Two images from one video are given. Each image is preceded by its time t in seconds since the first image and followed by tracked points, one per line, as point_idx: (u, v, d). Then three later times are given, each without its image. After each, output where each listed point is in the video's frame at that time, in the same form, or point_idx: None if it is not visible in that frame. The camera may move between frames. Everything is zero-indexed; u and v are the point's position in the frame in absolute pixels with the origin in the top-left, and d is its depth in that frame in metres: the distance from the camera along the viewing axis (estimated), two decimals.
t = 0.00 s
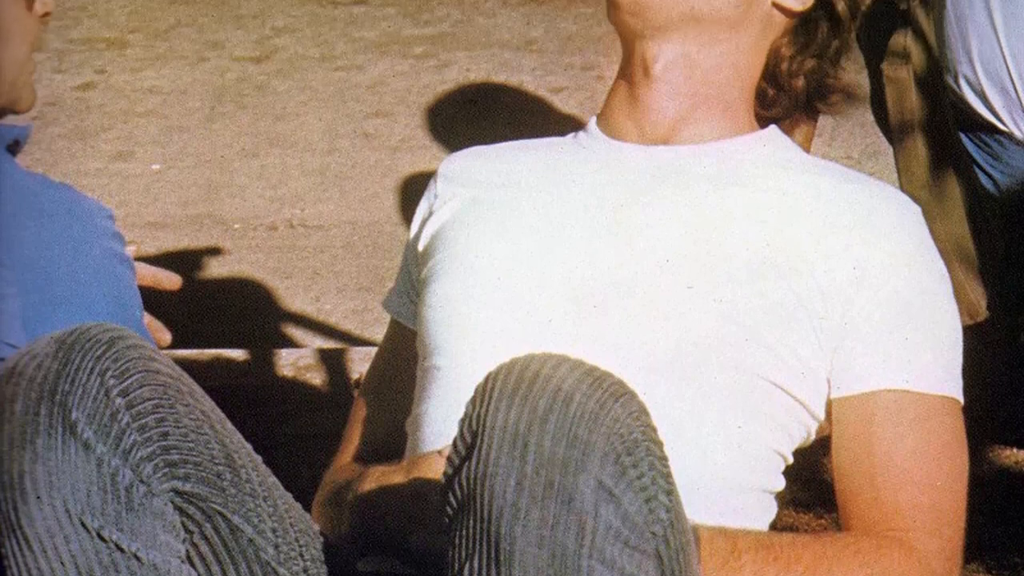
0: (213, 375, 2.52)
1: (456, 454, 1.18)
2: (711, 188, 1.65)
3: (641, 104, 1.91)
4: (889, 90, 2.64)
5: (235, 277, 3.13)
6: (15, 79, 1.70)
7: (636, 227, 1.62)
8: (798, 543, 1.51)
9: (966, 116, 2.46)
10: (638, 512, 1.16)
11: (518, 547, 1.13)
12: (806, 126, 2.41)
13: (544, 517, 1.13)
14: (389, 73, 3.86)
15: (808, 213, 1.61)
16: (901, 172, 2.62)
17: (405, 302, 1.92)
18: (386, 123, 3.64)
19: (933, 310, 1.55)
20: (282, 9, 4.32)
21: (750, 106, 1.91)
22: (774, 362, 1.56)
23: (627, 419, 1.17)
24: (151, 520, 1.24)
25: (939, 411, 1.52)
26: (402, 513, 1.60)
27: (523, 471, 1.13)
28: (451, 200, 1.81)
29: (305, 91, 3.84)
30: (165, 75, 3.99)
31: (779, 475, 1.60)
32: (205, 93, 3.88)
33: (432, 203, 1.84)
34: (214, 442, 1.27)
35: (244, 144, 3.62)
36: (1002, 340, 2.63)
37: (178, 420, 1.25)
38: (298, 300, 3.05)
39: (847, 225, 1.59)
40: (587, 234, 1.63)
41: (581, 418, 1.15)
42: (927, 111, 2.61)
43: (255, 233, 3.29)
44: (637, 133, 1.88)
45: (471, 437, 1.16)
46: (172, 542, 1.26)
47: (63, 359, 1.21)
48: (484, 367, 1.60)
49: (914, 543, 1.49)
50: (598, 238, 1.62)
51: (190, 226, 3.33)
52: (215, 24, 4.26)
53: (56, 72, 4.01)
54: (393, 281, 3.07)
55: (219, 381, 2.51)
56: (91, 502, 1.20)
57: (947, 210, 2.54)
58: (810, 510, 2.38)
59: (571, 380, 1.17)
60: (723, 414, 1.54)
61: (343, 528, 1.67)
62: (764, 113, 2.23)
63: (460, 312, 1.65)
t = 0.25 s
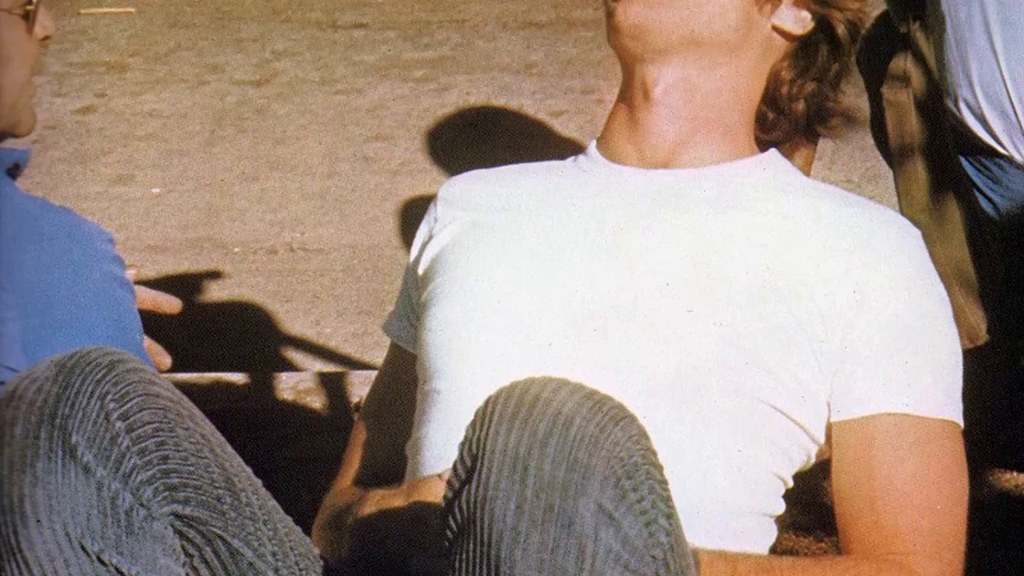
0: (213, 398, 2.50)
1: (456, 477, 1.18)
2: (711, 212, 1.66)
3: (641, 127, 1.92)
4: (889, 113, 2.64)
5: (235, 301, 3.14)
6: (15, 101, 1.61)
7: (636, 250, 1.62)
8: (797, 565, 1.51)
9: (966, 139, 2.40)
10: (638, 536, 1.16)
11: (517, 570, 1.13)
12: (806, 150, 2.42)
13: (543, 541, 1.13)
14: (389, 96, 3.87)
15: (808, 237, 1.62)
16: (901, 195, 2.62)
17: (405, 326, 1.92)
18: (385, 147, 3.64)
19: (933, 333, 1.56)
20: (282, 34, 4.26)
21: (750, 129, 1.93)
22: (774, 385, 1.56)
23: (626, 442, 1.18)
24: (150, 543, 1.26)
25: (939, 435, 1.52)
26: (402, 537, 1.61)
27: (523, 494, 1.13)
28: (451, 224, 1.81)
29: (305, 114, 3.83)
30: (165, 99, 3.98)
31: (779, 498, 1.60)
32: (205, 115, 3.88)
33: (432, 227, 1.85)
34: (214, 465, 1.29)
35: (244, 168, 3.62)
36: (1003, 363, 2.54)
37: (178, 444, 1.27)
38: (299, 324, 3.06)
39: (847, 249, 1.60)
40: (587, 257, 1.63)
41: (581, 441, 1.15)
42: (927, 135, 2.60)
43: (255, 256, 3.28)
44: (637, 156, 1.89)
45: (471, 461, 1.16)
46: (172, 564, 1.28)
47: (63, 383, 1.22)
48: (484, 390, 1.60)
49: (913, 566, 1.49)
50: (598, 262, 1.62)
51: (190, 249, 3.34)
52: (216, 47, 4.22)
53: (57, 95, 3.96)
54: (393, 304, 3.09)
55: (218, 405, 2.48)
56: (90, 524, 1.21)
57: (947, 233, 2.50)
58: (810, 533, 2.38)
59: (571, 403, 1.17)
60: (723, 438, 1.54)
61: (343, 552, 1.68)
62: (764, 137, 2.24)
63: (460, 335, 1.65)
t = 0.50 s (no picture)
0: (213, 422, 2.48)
1: (456, 501, 1.21)
2: (711, 236, 1.67)
3: (641, 151, 1.93)
4: (888, 137, 2.55)
5: (234, 325, 3.00)
6: (15, 126, 1.60)
7: (636, 274, 1.63)
8: None
9: (966, 164, 2.32)
10: (638, 559, 1.20)
11: None
12: (805, 174, 2.37)
13: (544, 565, 1.18)
14: (389, 120, 3.45)
15: (808, 261, 1.63)
16: (901, 220, 2.53)
17: (405, 350, 1.93)
18: (386, 170, 3.30)
19: (933, 357, 1.57)
20: (283, 54, 3.76)
21: (750, 152, 1.94)
22: (774, 409, 1.56)
23: (626, 466, 1.20)
24: (151, 568, 1.28)
25: (939, 459, 1.54)
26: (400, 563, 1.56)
27: (523, 518, 1.17)
28: (451, 248, 1.82)
29: (306, 138, 3.44)
30: (166, 123, 3.54)
31: (779, 522, 1.59)
32: (205, 140, 3.47)
33: (433, 251, 1.85)
34: (213, 488, 1.30)
35: (244, 192, 3.30)
36: (1004, 387, 2.46)
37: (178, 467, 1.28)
38: (299, 348, 2.94)
39: (847, 273, 1.61)
40: (588, 281, 1.64)
41: (580, 465, 1.19)
42: (927, 158, 2.51)
43: (255, 281, 3.08)
44: (637, 181, 1.91)
45: (471, 484, 1.20)
46: None
47: (63, 407, 1.25)
48: (484, 414, 1.61)
49: None
50: (598, 285, 1.63)
51: (190, 273, 3.12)
52: (215, 69, 3.72)
53: (56, 119, 3.57)
54: (393, 328, 2.97)
55: (218, 429, 2.47)
56: (90, 548, 1.25)
57: (946, 257, 2.43)
58: (810, 557, 2.36)
59: (572, 427, 1.20)
60: (723, 462, 1.54)
61: None
62: (763, 161, 2.23)
63: (461, 359, 1.65)
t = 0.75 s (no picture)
0: (213, 446, 2.47)
1: (456, 525, 1.27)
2: (711, 260, 1.67)
3: (641, 175, 1.95)
4: (888, 161, 2.55)
5: (234, 350, 3.00)
6: (15, 150, 1.60)
7: (637, 298, 1.64)
8: None
9: (966, 187, 2.32)
10: None
11: None
12: (807, 198, 2.36)
13: None
14: (389, 144, 3.38)
15: (808, 285, 1.64)
16: (901, 244, 2.53)
17: (405, 374, 1.93)
18: (386, 195, 3.26)
19: (933, 381, 1.58)
20: (282, 78, 3.62)
21: (750, 176, 1.95)
22: (774, 433, 1.56)
23: (626, 490, 1.26)
24: None
25: (939, 483, 1.54)
26: None
27: (523, 542, 1.22)
28: (451, 272, 1.82)
29: (306, 162, 3.36)
30: (167, 148, 3.44)
31: (779, 546, 1.59)
32: (206, 164, 3.38)
33: (433, 275, 1.86)
34: (213, 513, 1.40)
35: (244, 217, 3.24)
36: (1004, 412, 2.44)
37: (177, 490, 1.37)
38: (299, 372, 2.94)
39: (846, 297, 1.62)
40: (588, 305, 1.64)
41: (581, 489, 1.24)
42: (927, 183, 2.51)
43: (255, 304, 3.07)
44: (637, 205, 1.92)
45: (471, 508, 1.25)
46: None
47: (63, 432, 1.32)
48: (484, 439, 1.61)
49: None
50: (598, 309, 1.63)
51: (191, 298, 3.10)
52: (215, 93, 3.58)
53: (56, 144, 3.46)
54: (393, 351, 2.97)
55: (218, 453, 2.46)
56: (89, 569, 1.33)
57: (946, 280, 2.44)
58: None
59: (571, 451, 1.26)
60: (723, 486, 1.54)
61: None
62: (763, 185, 2.24)
63: (461, 383, 1.66)
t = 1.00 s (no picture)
0: (213, 470, 2.46)
1: (456, 549, 1.33)
2: (711, 284, 1.68)
3: (640, 200, 1.95)
4: (888, 184, 2.54)
5: (235, 374, 3.02)
6: (14, 174, 1.61)
7: (637, 322, 1.64)
8: None
9: (966, 211, 2.33)
10: None
11: None
12: (807, 221, 2.36)
13: None
14: (389, 168, 3.36)
15: (808, 309, 1.64)
16: (901, 268, 2.52)
17: (405, 399, 1.93)
18: (386, 219, 3.25)
19: (933, 405, 1.58)
20: (283, 101, 3.57)
21: (750, 201, 1.96)
22: (774, 457, 1.56)
23: (627, 514, 1.29)
24: None
25: (939, 507, 1.54)
26: None
27: (523, 566, 1.27)
28: (451, 296, 1.83)
29: (306, 186, 3.34)
30: (167, 172, 3.41)
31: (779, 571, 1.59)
32: (205, 188, 3.36)
33: (432, 299, 1.86)
34: (212, 537, 1.42)
35: (244, 240, 3.23)
36: (1004, 435, 2.42)
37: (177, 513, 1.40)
38: (299, 396, 2.96)
39: (846, 321, 1.63)
40: (588, 329, 1.65)
41: (581, 513, 1.28)
42: (927, 207, 2.50)
43: (255, 328, 3.07)
44: (637, 229, 1.93)
45: (471, 532, 1.32)
46: None
47: (64, 456, 1.37)
48: (484, 463, 1.61)
49: None
50: (599, 334, 1.64)
51: (190, 321, 3.11)
52: (215, 117, 3.53)
53: (56, 168, 3.43)
54: (393, 375, 2.99)
55: (218, 477, 2.46)
56: None
57: (946, 304, 2.42)
58: None
59: (572, 475, 1.30)
60: (723, 510, 1.54)
61: None
62: (764, 209, 2.25)
63: (461, 407, 1.66)
